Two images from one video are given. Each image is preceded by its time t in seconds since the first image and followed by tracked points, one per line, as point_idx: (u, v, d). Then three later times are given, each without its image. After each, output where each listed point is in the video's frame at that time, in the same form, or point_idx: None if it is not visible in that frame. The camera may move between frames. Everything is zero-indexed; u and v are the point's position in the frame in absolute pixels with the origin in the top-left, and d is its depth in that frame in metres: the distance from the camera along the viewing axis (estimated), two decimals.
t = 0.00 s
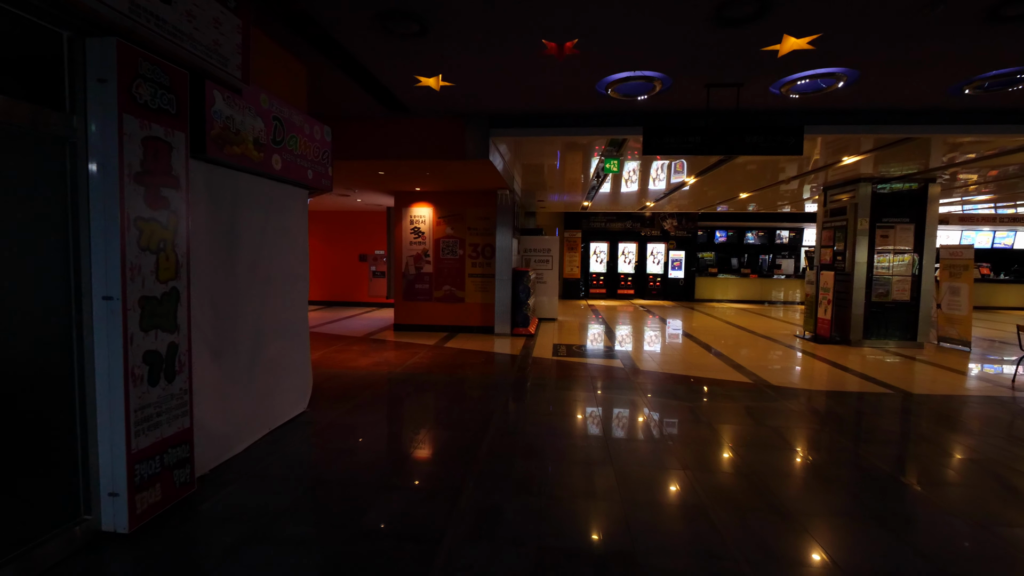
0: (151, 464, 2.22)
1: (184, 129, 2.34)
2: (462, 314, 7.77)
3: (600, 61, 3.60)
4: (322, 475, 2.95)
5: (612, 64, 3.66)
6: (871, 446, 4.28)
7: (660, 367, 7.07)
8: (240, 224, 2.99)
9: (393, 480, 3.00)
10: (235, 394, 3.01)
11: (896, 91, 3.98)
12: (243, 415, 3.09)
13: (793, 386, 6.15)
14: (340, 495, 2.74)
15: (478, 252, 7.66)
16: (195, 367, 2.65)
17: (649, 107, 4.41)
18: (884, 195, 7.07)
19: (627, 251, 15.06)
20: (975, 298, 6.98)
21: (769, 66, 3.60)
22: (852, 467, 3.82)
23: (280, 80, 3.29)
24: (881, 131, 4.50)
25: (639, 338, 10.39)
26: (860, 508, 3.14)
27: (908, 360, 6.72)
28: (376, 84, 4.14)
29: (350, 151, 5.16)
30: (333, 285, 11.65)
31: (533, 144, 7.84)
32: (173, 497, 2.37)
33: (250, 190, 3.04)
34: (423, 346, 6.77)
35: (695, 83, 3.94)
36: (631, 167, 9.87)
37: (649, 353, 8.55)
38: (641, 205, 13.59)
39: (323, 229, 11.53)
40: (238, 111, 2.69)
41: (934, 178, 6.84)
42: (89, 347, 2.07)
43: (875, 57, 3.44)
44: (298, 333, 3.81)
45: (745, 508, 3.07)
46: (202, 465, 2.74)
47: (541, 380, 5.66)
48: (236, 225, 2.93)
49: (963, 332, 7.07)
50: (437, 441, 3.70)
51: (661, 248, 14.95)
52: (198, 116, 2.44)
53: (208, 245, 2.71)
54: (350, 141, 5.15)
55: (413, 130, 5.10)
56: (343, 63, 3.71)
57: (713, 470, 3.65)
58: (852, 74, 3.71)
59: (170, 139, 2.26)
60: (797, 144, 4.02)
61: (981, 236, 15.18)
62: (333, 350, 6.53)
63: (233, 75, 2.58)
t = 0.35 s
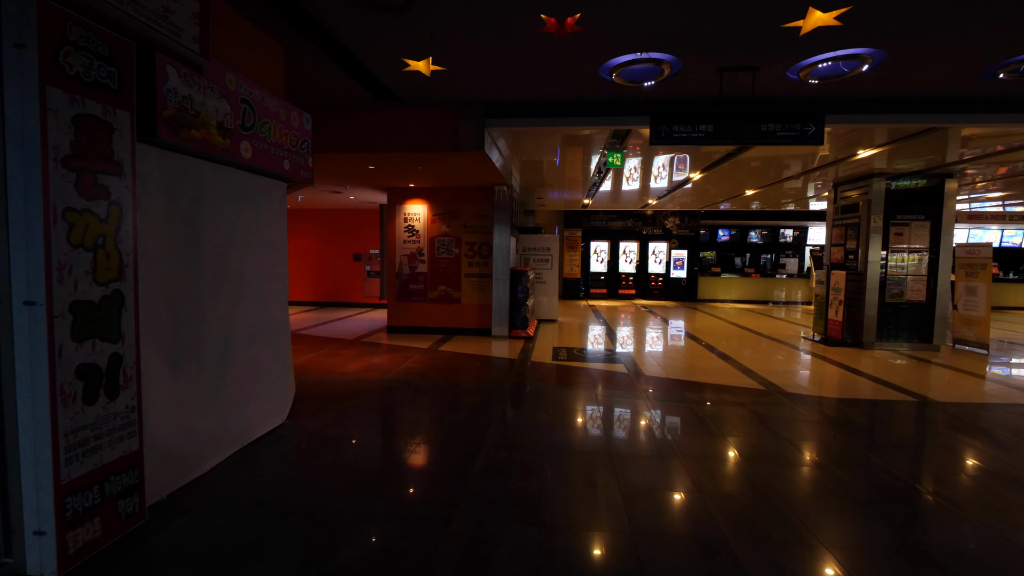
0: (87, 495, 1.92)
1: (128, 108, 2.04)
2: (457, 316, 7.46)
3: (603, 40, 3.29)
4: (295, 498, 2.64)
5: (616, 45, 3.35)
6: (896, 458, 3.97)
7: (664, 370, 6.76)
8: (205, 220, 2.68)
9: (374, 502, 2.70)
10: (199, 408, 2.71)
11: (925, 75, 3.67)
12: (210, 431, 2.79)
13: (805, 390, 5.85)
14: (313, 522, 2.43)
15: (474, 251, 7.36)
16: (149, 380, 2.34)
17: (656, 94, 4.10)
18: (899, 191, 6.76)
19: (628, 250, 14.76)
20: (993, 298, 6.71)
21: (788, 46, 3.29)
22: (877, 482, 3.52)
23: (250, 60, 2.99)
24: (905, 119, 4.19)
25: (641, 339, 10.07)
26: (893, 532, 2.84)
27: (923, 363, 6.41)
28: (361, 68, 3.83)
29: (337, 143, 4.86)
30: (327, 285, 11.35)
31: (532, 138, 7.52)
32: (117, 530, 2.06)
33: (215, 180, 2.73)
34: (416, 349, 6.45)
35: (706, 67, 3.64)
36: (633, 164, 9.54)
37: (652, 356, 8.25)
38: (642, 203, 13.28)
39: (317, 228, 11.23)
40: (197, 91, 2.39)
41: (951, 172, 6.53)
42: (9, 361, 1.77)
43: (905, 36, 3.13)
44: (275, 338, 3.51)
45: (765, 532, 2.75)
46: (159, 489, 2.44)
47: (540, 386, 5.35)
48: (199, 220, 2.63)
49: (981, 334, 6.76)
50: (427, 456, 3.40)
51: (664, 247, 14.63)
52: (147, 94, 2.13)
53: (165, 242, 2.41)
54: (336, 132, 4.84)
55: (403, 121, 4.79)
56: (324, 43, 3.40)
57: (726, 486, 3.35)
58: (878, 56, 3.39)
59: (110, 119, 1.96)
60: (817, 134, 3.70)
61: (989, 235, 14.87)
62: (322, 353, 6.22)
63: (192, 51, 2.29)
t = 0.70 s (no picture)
0: (8, 535, 1.63)
1: (63, 81, 1.75)
2: (455, 318, 7.17)
3: (611, 19, 2.99)
4: (266, 526, 2.34)
5: (625, 24, 3.06)
6: (926, 471, 3.67)
7: (669, 374, 6.46)
8: (167, 214, 2.39)
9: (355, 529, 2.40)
10: (161, 424, 2.42)
11: (960, 61, 3.38)
12: (174, 448, 2.51)
13: (819, 396, 5.55)
14: (283, 555, 2.14)
15: (473, 251, 7.07)
16: (96, 395, 2.05)
17: (666, 81, 3.81)
18: (916, 189, 6.48)
19: (630, 251, 14.48)
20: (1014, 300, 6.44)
21: (814, 26, 3.00)
22: (909, 498, 3.22)
23: (219, 37, 2.69)
24: (934, 109, 3.90)
25: (644, 341, 9.78)
26: (933, 557, 2.54)
27: (941, 368, 6.12)
28: (348, 51, 3.54)
29: (326, 135, 4.57)
30: (321, 285, 11.06)
31: (533, 135, 7.24)
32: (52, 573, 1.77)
33: (179, 169, 2.44)
34: (411, 353, 6.16)
35: (721, 51, 3.35)
36: (637, 161, 9.25)
37: (655, 359, 7.95)
38: (645, 202, 12.98)
39: (312, 227, 10.96)
40: (153, 66, 2.10)
41: (971, 168, 6.25)
42: None
43: (944, 16, 2.84)
44: (252, 344, 3.22)
45: (793, 558, 2.46)
46: (110, 519, 2.14)
47: (541, 392, 5.05)
48: (159, 215, 2.34)
49: (1002, 337, 6.47)
50: (418, 471, 3.10)
51: (667, 247, 14.35)
52: (90, 66, 1.85)
53: (118, 237, 2.13)
54: (324, 124, 4.55)
55: (395, 112, 4.50)
56: (305, 23, 3.11)
57: (747, 500, 3.05)
58: (912, 37, 3.09)
59: (38, 92, 1.68)
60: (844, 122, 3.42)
61: (998, 235, 14.58)
62: (313, 357, 5.92)
63: (147, 19, 2.01)
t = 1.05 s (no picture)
0: None
1: None
2: (451, 322, 6.87)
3: None
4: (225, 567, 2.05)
5: (632, 4, 2.76)
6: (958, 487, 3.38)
7: (673, 380, 6.18)
8: (115, 213, 2.11)
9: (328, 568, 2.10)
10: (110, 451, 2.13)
11: (1001, 46, 3.08)
12: (126, 476, 2.23)
13: (833, 404, 5.27)
14: None
15: (469, 252, 6.77)
16: (24, 424, 1.77)
17: (677, 67, 3.52)
18: (936, 186, 6.16)
19: (632, 250, 14.20)
20: None
21: (844, 6, 2.70)
22: (940, 516, 2.93)
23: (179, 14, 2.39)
24: (966, 99, 3.60)
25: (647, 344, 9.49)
26: None
27: (961, 374, 5.83)
28: (331, 35, 3.25)
29: (311, 128, 4.28)
30: (315, 286, 10.77)
31: (532, 132, 6.92)
32: None
33: (130, 163, 2.16)
34: (404, 358, 5.87)
35: (738, 34, 3.05)
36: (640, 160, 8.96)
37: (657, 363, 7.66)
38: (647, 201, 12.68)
39: (306, 227, 10.68)
40: (90, 39, 1.81)
41: (993, 165, 5.95)
42: None
43: None
44: (224, 355, 2.94)
45: None
46: (42, 564, 1.86)
47: (542, 400, 4.76)
48: (105, 214, 2.06)
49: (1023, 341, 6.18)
50: (406, 494, 2.80)
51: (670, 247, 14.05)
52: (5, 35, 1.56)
53: (52, 237, 1.85)
54: (310, 117, 4.27)
55: (385, 103, 4.21)
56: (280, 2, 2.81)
57: (769, 523, 2.75)
58: (952, 17, 2.77)
59: None
60: (873, 111, 3.13)
61: (1007, 233, 14.30)
62: (301, 363, 5.62)
63: None
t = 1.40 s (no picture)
0: None
1: None
2: (445, 323, 6.55)
3: None
4: None
5: None
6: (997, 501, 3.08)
7: (678, 382, 5.87)
8: (36, 200, 1.81)
9: None
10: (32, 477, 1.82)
11: None
12: (58, 504, 1.93)
13: (849, 407, 4.96)
14: None
15: (465, 249, 6.46)
16: None
17: (689, 45, 3.20)
18: (957, 180, 5.83)
19: (633, 249, 13.89)
20: None
21: None
22: (981, 533, 2.64)
23: None
24: (1005, 81, 3.29)
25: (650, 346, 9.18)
26: None
27: (983, 377, 5.52)
28: (307, 8, 2.94)
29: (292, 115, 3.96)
30: (308, 286, 10.46)
31: (531, 126, 6.60)
32: None
33: (54, 140, 1.86)
34: (395, 361, 5.56)
35: (758, 6, 2.74)
36: (642, 156, 8.66)
37: (660, 365, 7.36)
38: (649, 198, 12.37)
39: (299, 225, 10.37)
40: None
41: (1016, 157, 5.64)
42: None
43: None
44: (186, 362, 2.64)
45: None
46: None
47: (541, 403, 4.45)
48: (22, 201, 1.76)
49: None
50: (388, 514, 2.49)
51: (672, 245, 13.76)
52: None
53: None
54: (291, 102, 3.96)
55: (372, 87, 3.90)
56: None
57: (793, 541, 2.46)
58: None
59: None
60: (909, 90, 2.83)
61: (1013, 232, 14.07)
62: (285, 367, 5.31)
63: None
